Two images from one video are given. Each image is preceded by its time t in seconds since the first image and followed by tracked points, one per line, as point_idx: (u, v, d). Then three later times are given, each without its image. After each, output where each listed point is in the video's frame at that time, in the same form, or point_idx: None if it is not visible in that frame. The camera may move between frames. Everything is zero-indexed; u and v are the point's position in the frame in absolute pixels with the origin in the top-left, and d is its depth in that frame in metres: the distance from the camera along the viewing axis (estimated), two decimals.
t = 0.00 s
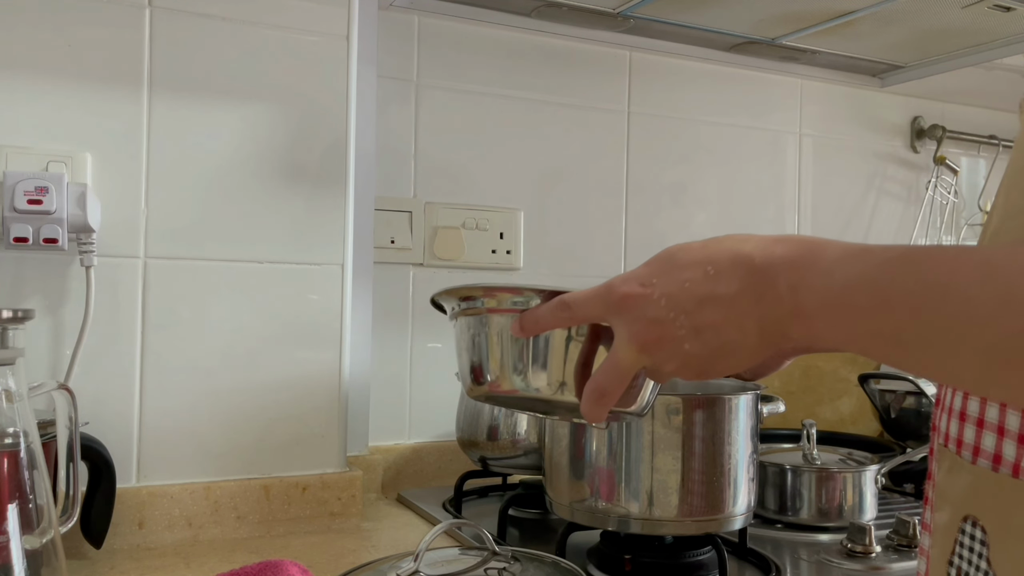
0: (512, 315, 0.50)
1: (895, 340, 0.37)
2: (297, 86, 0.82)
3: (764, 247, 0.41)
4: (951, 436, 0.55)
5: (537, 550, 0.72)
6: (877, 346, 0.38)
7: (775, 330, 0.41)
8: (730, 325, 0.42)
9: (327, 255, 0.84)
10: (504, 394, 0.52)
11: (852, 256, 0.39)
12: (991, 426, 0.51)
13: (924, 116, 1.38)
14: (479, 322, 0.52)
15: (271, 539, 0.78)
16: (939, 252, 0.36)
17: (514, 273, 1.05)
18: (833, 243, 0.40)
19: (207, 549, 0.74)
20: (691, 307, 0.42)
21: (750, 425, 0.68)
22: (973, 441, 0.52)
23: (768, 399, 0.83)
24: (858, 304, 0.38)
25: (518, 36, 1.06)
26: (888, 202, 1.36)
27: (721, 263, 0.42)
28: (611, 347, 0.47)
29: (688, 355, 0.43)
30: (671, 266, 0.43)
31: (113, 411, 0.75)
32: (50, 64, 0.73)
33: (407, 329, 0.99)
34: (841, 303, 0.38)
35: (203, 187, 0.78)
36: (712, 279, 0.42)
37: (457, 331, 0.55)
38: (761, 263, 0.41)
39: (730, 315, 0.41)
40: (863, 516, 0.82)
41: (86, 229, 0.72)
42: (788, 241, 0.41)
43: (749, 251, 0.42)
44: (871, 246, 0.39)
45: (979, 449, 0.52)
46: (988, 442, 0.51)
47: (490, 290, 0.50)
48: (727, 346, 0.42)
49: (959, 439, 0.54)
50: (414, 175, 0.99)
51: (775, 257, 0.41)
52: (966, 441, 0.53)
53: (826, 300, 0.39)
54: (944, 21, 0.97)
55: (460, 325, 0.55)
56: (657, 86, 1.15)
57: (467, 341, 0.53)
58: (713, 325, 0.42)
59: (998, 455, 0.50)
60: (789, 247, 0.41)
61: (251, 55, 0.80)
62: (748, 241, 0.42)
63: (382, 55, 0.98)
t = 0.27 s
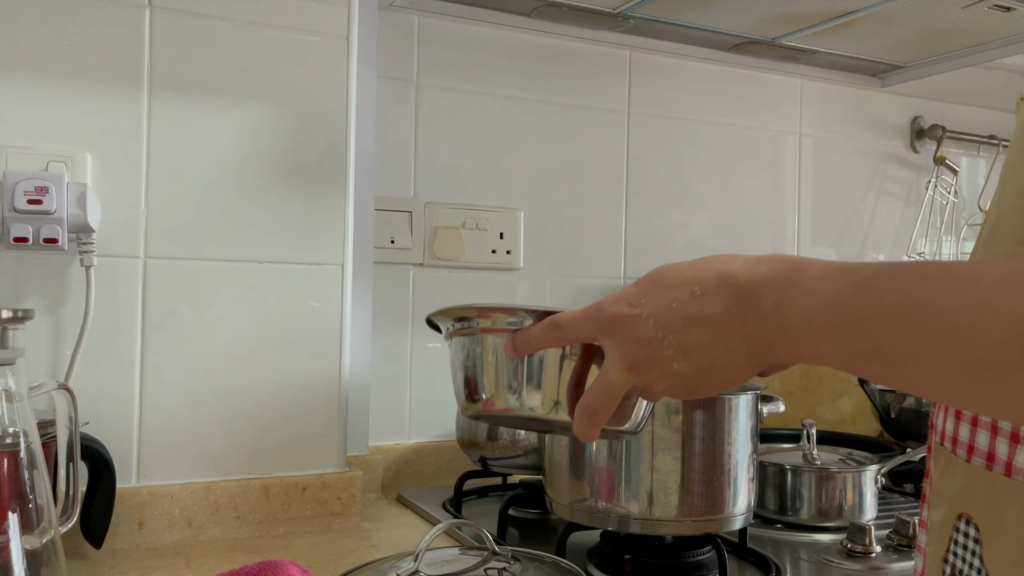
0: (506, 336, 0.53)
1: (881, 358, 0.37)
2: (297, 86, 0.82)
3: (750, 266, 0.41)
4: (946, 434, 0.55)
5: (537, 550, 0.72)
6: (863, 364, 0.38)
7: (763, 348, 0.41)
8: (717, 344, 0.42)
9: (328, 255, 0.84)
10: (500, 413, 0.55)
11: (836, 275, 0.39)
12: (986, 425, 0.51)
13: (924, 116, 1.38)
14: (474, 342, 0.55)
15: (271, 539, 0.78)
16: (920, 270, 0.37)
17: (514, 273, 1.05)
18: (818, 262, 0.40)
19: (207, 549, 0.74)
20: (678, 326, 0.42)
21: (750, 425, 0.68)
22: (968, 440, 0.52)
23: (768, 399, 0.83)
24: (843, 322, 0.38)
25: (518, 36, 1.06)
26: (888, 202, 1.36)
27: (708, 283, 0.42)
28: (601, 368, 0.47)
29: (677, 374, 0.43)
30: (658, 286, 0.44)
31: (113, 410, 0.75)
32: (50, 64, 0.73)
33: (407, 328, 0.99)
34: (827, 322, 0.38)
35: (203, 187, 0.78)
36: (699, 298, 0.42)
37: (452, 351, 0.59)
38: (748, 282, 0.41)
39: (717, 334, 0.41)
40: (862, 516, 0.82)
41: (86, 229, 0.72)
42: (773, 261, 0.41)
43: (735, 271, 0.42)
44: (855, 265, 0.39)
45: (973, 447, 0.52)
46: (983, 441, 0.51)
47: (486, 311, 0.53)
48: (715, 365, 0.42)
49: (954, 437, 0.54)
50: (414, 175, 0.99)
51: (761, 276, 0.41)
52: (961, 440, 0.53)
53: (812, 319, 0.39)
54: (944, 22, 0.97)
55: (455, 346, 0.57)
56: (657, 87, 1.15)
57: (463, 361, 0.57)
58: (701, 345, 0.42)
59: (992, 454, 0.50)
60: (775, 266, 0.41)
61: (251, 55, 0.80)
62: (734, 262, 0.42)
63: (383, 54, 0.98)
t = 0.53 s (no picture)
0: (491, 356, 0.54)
1: (857, 375, 0.37)
2: (297, 86, 0.82)
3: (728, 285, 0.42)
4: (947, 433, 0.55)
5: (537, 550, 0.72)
6: (840, 382, 0.38)
7: (744, 366, 0.41)
8: (697, 362, 0.42)
9: (328, 255, 0.84)
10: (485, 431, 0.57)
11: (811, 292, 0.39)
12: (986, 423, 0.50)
13: (925, 116, 1.38)
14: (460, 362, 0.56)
15: (271, 539, 0.78)
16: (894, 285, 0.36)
17: (515, 273, 1.05)
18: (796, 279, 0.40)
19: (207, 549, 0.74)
20: (658, 346, 0.43)
21: (750, 425, 0.68)
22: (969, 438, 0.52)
23: (768, 399, 0.83)
24: (818, 340, 0.38)
25: (517, 36, 1.06)
26: (888, 202, 1.36)
27: (687, 302, 0.42)
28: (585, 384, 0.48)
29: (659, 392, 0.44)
30: (640, 305, 0.44)
31: (113, 410, 0.75)
32: (50, 65, 0.73)
33: (408, 328, 0.99)
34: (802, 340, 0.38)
35: (203, 187, 0.78)
36: (678, 318, 0.42)
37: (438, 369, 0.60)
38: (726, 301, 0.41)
39: (696, 353, 0.42)
40: (862, 516, 0.82)
41: (86, 229, 0.72)
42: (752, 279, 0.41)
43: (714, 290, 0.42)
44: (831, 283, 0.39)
45: (974, 446, 0.51)
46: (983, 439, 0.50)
47: (472, 331, 0.54)
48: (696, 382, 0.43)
49: (955, 436, 0.54)
50: (414, 175, 0.99)
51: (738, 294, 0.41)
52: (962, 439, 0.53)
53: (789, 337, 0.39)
54: (944, 22, 0.97)
55: (440, 364, 0.58)
56: (656, 87, 1.15)
57: (448, 380, 0.58)
58: (681, 363, 0.42)
59: (993, 452, 0.49)
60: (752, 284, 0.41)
61: (252, 55, 0.80)
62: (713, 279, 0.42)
63: (383, 54, 0.98)
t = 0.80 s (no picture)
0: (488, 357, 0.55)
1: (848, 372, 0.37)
2: (297, 86, 0.82)
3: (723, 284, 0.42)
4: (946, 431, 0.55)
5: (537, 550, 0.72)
6: (832, 378, 0.38)
7: (739, 364, 0.42)
8: (693, 362, 0.43)
9: (328, 255, 0.84)
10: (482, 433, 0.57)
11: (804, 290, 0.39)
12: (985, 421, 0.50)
13: (925, 116, 1.38)
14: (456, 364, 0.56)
15: (272, 539, 0.78)
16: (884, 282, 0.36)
17: (515, 273, 1.05)
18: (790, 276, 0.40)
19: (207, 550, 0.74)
20: (653, 347, 0.43)
21: (750, 425, 0.68)
22: (968, 436, 0.52)
23: (768, 399, 0.83)
24: (809, 339, 0.38)
25: (517, 36, 1.06)
26: (888, 202, 1.36)
27: (682, 303, 0.43)
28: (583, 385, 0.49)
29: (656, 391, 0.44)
30: (635, 307, 0.45)
31: (113, 411, 0.75)
32: (50, 65, 0.73)
33: (408, 328, 0.99)
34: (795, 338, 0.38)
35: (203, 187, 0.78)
36: (673, 319, 0.42)
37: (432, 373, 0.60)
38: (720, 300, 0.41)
39: (691, 354, 0.42)
40: (862, 516, 0.82)
41: (86, 229, 0.72)
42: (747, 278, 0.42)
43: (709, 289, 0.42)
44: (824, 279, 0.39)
45: (973, 444, 0.51)
46: (982, 437, 0.50)
47: (468, 333, 0.54)
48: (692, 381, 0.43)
49: (954, 434, 0.53)
50: (414, 175, 0.99)
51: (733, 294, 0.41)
52: (961, 437, 0.53)
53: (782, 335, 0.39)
54: (943, 22, 0.97)
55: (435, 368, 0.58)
56: (656, 87, 1.15)
57: (444, 381, 0.57)
58: (677, 363, 0.43)
59: (992, 450, 0.49)
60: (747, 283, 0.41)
61: (251, 55, 0.80)
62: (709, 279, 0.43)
63: (383, 54, 0.98)
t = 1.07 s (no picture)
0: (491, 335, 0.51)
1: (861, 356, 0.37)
2: (297, 86, 0.82)
3: (734, 266, 0.41)
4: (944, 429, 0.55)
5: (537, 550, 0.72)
6: (843, 361, 0.38)
7: (747, 347, 0.41)
8: (701, 344, 0.41)
9: (328, 255, 0.84)
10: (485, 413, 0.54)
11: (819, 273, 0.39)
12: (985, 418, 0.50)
13: (925, 116, 1.38)
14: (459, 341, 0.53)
15: (271, 539, 0.78)
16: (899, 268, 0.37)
17: (514, 273, 1.05)
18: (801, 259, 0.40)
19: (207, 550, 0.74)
20: (663, 327, 0.42)
21: (750, 425, 0.68)
22: (968, 434, 0.52)
23: (769, 399, 0.83)
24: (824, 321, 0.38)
25: (517, 36, 1.06)
26: (888, 202, 1.36)
27: (693, 282, 0.41)
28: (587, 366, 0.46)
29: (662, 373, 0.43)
30: (643, 285, 0.43)
31: (113, 411, 0.75)
32: (50, 64, 0.73)
33: (407, 328, 0.99)
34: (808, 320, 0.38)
35: (203, 187, 0.78)
36: (684, 298, 0.41)
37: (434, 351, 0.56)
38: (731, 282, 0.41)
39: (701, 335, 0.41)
40: (862, 516, 0.82)
41: (86, 229, 0.72)
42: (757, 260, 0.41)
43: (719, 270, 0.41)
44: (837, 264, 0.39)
45: (973, 442, 0.51)
46: (982, 435, 0.50)
47: (471, 310, 0.51)
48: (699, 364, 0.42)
49: (953, 432, 0.54)
50: (414, 175, 0.99)
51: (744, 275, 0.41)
52: (960, 434, 0.53)
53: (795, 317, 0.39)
54: (944, 22, 0.97)
55: (437, 345, 0.55)
56: (656, 86, 1.15)
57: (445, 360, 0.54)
58: (685, 344, 0.41)
59: (992, 448, 0.50)
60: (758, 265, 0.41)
61: (251, 55, 0.80)
62: (719, 260, 0.42)
63: (383, 54, 0.98)
